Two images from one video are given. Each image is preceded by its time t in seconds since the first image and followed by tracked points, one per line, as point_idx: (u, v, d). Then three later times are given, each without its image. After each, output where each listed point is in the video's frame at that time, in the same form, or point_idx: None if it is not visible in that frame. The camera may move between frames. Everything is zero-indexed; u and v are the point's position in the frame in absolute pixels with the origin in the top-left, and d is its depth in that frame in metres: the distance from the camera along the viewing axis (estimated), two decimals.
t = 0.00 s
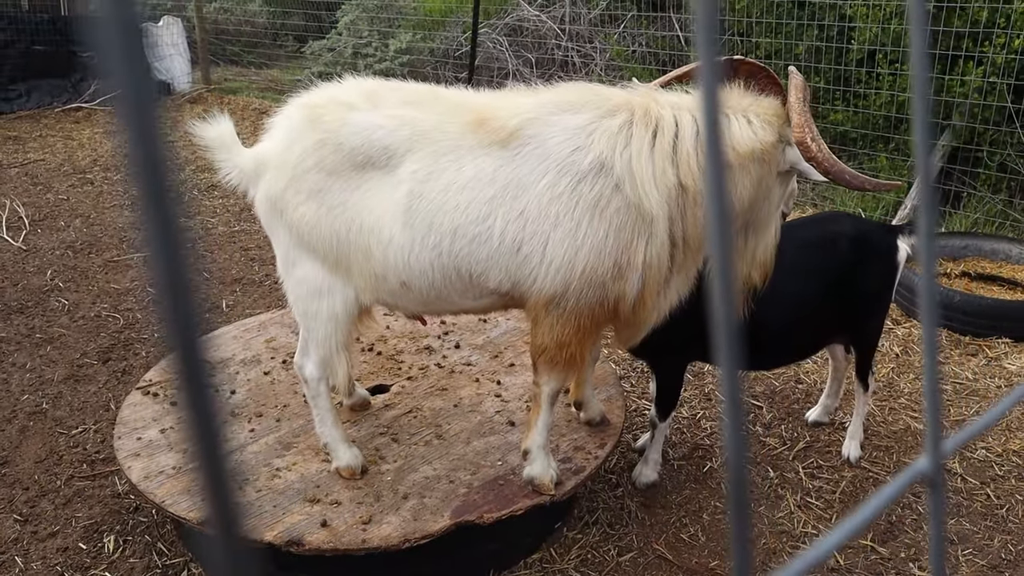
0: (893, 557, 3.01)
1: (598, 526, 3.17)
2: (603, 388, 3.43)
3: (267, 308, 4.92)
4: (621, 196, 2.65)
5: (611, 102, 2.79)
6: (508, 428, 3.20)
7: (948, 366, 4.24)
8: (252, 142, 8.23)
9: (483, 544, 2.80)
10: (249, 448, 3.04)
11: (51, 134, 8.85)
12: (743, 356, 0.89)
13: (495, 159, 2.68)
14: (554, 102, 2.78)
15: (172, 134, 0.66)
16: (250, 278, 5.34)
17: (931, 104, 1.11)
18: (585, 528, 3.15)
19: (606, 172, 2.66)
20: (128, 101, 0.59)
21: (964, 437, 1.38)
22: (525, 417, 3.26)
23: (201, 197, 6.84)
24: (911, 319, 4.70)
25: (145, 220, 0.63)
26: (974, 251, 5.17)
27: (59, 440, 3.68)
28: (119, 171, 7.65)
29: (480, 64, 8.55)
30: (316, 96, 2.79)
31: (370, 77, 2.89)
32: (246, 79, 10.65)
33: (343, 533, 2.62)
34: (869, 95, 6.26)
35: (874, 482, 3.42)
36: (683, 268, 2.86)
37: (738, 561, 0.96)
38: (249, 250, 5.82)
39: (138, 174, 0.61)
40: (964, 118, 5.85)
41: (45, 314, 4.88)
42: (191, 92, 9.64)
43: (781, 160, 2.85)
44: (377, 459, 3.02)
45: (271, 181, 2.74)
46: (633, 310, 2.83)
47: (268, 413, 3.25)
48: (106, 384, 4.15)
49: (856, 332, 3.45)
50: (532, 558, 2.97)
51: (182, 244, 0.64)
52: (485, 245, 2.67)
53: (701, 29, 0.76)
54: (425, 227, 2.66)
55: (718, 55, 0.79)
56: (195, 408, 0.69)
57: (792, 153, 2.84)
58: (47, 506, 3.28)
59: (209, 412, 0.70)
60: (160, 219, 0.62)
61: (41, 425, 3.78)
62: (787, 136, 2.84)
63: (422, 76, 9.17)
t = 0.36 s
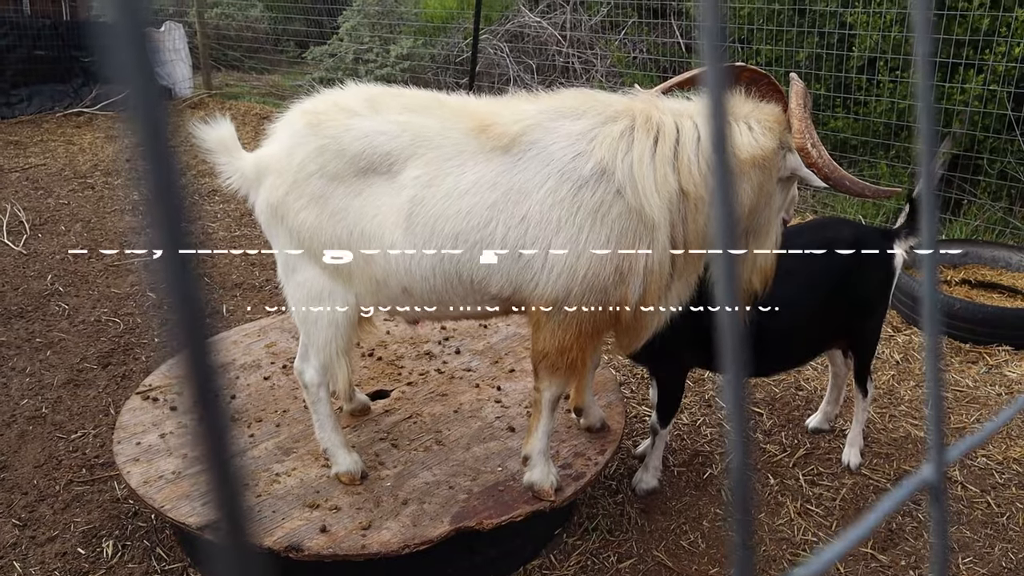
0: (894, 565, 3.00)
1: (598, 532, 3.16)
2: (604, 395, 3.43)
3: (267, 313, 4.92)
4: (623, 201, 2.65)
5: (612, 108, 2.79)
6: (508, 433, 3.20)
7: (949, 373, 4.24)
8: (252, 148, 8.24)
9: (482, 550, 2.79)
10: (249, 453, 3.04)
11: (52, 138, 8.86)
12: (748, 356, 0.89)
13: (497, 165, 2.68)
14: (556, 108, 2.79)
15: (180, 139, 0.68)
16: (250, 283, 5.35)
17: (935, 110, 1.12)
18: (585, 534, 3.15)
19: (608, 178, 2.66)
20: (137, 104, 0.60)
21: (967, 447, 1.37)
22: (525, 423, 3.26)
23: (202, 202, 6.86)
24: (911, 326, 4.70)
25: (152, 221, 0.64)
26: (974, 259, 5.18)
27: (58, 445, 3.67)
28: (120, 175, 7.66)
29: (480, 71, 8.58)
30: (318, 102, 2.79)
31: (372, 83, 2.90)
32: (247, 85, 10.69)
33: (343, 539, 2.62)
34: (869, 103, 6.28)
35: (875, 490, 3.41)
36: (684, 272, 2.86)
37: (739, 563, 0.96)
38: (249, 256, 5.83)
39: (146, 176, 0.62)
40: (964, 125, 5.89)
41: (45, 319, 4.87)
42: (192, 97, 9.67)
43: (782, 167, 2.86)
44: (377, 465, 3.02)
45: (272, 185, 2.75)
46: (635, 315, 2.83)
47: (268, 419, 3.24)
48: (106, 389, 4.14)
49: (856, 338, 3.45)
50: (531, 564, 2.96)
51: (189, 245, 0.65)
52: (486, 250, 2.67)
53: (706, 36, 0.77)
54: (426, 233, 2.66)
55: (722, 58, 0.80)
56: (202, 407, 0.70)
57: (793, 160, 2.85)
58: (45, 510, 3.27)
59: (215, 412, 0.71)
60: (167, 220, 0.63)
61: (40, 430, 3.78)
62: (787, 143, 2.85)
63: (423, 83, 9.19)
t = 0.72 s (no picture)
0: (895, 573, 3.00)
1: (598, 538, 3.16)
2: (604, 400, 3.42)
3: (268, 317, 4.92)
4: (624, 207, 2.65)
5: (614, 114, 2.79)
6: (508, 439, 3.19)
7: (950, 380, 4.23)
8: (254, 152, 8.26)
9: (482, 556, 2.79)
10: (249, 458, 3.03)
11: (55, 142, 8.88)
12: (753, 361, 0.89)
13: (499, 171, 2.69)
14: (558, 114, 2.79)
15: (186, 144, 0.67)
16: (251, 287, 5.35)
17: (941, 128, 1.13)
18: (585, 540, 3.14)
19: (609, 184, 2.66)
20: (141, 109, 0.59)
21: (971, 462, 1.36)
22: (526, 428, 3.25)
23: (203, 206, 6.88)
24: (912, 333, 4.70)
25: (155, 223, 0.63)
26: (975, 265, 5.18)
27: (59, 449, 3.67)
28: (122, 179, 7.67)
29: (482, 76, 8.59)
30: (320, 107, 2.80)
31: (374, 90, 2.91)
32: (249, 89, 10.71)
33: (343, 544, 2.61)
34: (871, 109, 6.28)
35: (876, 497, 3.40)
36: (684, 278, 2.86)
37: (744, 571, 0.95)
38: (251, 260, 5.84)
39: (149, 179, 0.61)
40: (966, 132, 5.86)
41: (46, 322, 4.88)
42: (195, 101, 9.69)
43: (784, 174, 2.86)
44: (377, 470, 3.02)
45: (274, 190, 2.75)
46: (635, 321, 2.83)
47: (268, 423, 3.24)
48: (106, 392, 4.14)
49: (857, 343, 3.45)
50: (531, 570, 2.96)
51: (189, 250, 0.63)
52: (487, 256, 2.67)
53: (714, 41, 0.77)
54: (427, 238, 2.66)
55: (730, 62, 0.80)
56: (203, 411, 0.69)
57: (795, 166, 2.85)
58: (45, 515, 3.27)
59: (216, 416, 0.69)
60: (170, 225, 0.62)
61: (41, 433, 3.78)
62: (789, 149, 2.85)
63: (425, 87, 9.20)
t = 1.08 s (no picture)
0: (896, 565, 3.00)
1: (599, 530, 3.16)
2: (605, 393, 3.43)
3: (269, 310, 4.93)
4: (625, 200, 2.65)
5: (615, 107, 2.79)
6: (509, 432, 3.20)
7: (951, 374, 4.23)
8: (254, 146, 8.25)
9: (483, 548, 2.79)
10: (250, 451, 3.04)
11: (55, 136, 8.88)
12: (753, 353, 0.90)
13: (499, 163, 2.68)
14: (559, 107, 2.79)
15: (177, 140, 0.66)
16: (252, 281, 5.36)
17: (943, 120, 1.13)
18: (586, 533, 3.15)
19: (610, 176, 2.66)
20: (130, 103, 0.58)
21: (973, 451, 1.37)
22: (527, 421, 3.26)
23: (204, 200, 6.88)
24: (914, 326, 4.70)
25: (147, 223, 0.63)
26: (976, 259, 5.18)
27: (60, 442, 3.67)
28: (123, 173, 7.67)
29: (482, 69, 8.58)
30: (321, 100, 2.79)
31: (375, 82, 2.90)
32: (250, 83, 10.70)
33: (344, 536, 2.62)
34: (872, 103, 6.28)
35: (876, 489, 3.40)
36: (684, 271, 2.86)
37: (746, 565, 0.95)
38: (252, 254, 5.85)
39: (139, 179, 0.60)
40: (968, 125, 5.86)
41: (47, 316, 4.88)
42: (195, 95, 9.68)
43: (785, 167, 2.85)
44: (378, 463, 3.02)
45: (275, 182, 2.75)
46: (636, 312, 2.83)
47: (269, 416, 3.24)
48: (108, 386, 4.15)
49: (856, 335, 3.44)
50: (532, 562, 2.96)
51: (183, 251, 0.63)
52: (488, 248, 2.67)
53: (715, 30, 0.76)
54: (427, 231, 2.66)
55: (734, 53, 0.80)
56: (197, 412, 0.68)
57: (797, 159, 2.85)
58: (47, 508, 3.27)
59: (209, 416, 0.69)
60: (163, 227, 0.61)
61: (43, 427, 3.79)
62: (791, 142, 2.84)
63: (426, 80, 9.19)
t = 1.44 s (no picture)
0: (894, 561, 3.01)
1: (599, 526, 3.17)
2: (605, 389, 3.43)
3: (269, 305, 4.93)
4: (625, 195, 2.64)
5: (615, 102, 2.79)
6: (509, 427, 3.20)
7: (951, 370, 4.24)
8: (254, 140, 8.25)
9: (483, 543, 2.80)
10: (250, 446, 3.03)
11: (55, 130, 8.87)
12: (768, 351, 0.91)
13: (499, 159, 2.68)
14: (559, 102, 2.78)
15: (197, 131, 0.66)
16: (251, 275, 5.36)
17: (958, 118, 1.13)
18: (586, 528, 3.15)
19: (610, 171, 2.66)
20: (150, 100, 0.58)
21: (985, 447, 1.36)
22: (527, 417, 3.26)
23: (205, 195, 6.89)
24: (913, 322, 4.71)
25: (171, 222, 0.63)
26: (975, 255, 5.18)
27: (60, 436, 3.68)
28: (123, 167, 7.66)
29: (483, 64, 8.58)
30: (322, 94, 2.79)
31: (375, 76, 2.90)
32: (250, 78, 10.72)
33: (344, 531, 2.62)
34: (874, 99, 6.27)
35: (876, 486, 3.41)
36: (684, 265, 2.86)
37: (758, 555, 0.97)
38: (252, 248, 5.86)
39: (164, 178, 0.61)
40: (969, 122, 5.88)
41: (47, 310, 4.88)
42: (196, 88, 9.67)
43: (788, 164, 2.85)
44: (378, 458, 3.02)
45: (275, 177, 2.75)
46: (637, 306, 2.84)
47: (269, 411, 3.24)
48: (108, 380, 4.15)
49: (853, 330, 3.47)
50: (532, 557, 2.97)
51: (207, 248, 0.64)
52: (488, 244, 2.67)
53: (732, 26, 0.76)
54: (428, 226, 2.66)
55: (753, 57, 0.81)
56: (219, 404, 0.69)
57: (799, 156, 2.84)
58: (47, 502, 3.28)
59: (230, 412, 0.71)
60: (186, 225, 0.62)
61: (43, 421, 3.79)
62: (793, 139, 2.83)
63: (427, 75, 9.18)
